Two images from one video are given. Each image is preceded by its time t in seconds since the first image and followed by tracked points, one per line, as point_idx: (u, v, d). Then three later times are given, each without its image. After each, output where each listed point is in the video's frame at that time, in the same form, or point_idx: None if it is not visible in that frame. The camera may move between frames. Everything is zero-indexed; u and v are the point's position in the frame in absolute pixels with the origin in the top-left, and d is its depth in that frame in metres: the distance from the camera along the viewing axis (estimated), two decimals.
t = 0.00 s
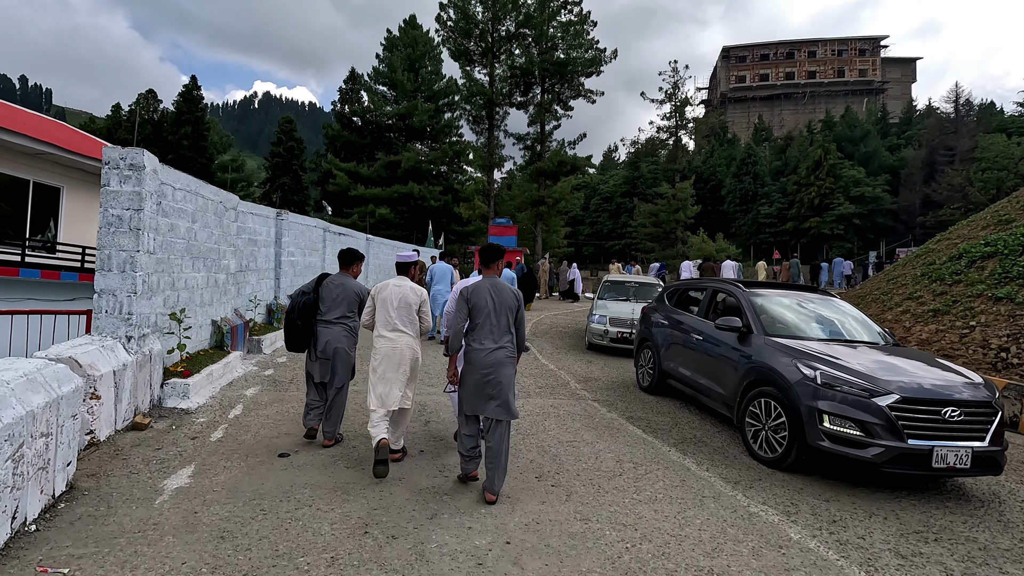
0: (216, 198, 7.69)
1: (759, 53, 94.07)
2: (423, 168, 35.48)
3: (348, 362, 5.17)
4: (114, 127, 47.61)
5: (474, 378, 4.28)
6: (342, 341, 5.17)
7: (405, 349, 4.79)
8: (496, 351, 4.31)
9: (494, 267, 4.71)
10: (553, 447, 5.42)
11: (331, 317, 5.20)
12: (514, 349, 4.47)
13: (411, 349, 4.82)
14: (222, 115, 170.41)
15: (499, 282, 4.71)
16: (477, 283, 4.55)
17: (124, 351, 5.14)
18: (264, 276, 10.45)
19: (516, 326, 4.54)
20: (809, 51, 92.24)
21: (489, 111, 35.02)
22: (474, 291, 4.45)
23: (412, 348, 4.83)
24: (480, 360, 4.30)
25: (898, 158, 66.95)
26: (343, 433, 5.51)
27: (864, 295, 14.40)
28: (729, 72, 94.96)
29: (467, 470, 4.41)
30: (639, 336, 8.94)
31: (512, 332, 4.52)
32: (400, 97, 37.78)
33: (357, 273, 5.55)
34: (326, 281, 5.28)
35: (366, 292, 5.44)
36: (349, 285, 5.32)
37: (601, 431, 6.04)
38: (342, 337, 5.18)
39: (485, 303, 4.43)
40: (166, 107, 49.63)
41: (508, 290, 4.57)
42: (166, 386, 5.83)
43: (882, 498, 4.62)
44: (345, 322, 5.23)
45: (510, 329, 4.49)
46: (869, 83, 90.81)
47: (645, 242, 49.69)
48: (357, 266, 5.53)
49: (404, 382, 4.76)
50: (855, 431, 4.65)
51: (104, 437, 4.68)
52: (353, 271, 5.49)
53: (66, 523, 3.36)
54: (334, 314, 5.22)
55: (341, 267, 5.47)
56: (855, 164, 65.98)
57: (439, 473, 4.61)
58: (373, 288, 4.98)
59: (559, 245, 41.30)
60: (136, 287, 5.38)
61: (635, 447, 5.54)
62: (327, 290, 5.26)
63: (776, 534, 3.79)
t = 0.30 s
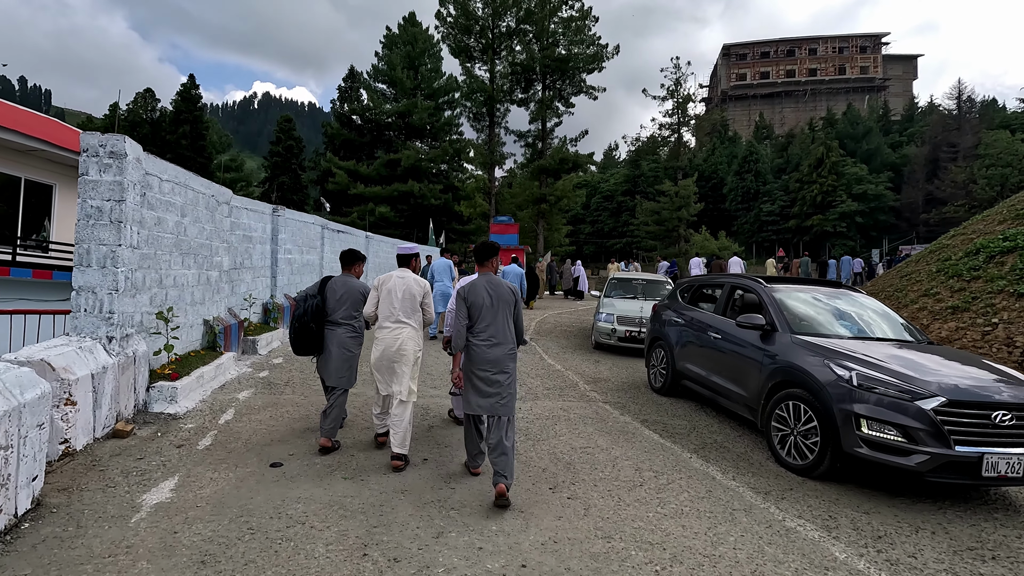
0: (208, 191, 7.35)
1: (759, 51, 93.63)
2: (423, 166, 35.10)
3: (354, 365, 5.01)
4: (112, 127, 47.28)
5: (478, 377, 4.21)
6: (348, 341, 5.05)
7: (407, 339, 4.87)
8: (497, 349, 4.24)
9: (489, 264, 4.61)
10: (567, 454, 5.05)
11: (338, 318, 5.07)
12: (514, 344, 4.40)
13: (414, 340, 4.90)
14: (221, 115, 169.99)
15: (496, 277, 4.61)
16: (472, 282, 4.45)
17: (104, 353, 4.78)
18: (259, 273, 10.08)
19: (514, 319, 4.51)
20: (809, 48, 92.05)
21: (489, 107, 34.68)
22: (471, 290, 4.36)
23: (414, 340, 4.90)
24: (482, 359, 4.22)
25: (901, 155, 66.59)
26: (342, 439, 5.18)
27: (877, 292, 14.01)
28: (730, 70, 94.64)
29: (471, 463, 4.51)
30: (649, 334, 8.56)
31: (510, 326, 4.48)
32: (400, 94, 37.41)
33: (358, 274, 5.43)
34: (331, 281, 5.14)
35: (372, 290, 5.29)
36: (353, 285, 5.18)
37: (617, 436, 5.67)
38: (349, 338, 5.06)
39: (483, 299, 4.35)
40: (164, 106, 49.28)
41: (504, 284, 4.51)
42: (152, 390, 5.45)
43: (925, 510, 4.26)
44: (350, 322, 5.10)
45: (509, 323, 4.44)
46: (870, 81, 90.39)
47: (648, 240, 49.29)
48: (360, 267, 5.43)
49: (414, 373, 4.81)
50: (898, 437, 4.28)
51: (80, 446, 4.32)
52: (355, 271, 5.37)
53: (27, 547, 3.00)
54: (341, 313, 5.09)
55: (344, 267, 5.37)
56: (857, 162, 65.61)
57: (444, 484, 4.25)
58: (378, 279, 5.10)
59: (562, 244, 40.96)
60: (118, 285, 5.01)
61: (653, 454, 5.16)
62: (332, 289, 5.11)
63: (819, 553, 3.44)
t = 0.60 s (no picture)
0: (202, 190, 7.01)
1: (762, 49, 93.11)
2: (425, 165, 34.73)
3: (365, 359, 5.33)
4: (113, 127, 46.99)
5: (479, 372, 4.39)
6: (358, 338, 5.29)
7: (409, 341, 4.87)
8: (494, 345, 4.45)
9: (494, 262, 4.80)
10: (587, 472, 4.66)
11: (347, 316, 5.33)
12: (518, 340, 4.57)
13: (416, 341, 4.90)
14: (222, 116, 169.67)
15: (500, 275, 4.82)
16: (476, 279, 4.70)
17: (86, 364, 4.42)
18: (258, 276, 9.72)
19: (519, 316, 4.63)
20: (812, 47, 91.61)
21: (492, 106, 34.29)
22: (473, 289, 4.59)
23: (418, 341, 4.91)
24: (483, 353, 4.45)
25: (905, 153, 66.06)
26: (342, 455, 4.81)
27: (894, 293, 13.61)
28: (733, 68, 94.16)
29: (485, 483, 4.17)
30: (665, 338, 8.22)
31: (513, 322, 4.62)
32: (401, 93, 37.08)
33: (365, 270, 5.69)
34: (337, 280, 5.42)
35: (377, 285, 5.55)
36: (358, 281, 5.44)
37: (637, 451, 5.29)
38: (359, 334, 5.30)
39: (485, 298, 4.57)
40: (165, 107, 48.98)
41: (508, 281, 4.68)
42: (140, 402, 5.09)
43: (987, 539, 3.85)
44: (359, 319, 5.34)
45: (511, 320, 4.59)
46: (873, 79, 89.86)
47: (651, 239, 48.85)
48: (366, 263, 5.65)
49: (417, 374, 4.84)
50: (951, 455, 3.92)
51: (58, 468, 3.96)
52: (362, 268, 5.61)
53: None
54: (349, 311, 5.35)
55: (351, 265, 5.60)
56: (862, 160, 65.11)
57: (456, 509, 3.84)
58: (377, 282, 5.05)
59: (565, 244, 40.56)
60: (103, 290, 4.65)
61: (680, 471, 4.79)
62: (339, 287, 5.39)
63: None
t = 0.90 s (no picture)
0: (193, 183, 6.64)
1: (762, 47, 92.60)
2: (425, 164, 34.33)
3: (375, 362, 5.06)
4: (110, 127, 46.59)
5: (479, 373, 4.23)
6: (369, 340, 5.01)
7: (411, 339, 4.77)
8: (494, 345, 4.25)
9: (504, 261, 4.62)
10: (608, 487, 4.27)
11: (359, 317, 5.05)
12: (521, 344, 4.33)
13: (417, 338, 4.79)
14: (221, 117, 169.32)
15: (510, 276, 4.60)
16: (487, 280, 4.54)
17: (59, 369, 4.04)
18: (253, 274, 9.33)
19: (524, 319, 4.35)
20: (813, 44, 91.24)
21: (493, 103, 33.90)
22: (480, 288, 4.45)
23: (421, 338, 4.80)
24: (484, 355, 4.26)
25: (909, 150, 65.59)
26: (339, 466, 4.42)
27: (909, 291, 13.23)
28: (734, 66, 93.73)
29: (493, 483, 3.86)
30: (679, 339, 7.85)
31: (521, 326, 4.36)
32: (401, 92, 36.67)
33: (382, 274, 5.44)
34: (353, 282, 5.13)
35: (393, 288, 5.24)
36: (372, 283, 5.14)
37: (659, 460, 4.91)
38: (370, 338, 5.02)
39: (490, 299, 4.40)
40: (163, 106, 48.58)
41: (515, 283, 4.44)
42: (122, 409, 4.71)
43: None
44: (371, 320, 5.05)
45: (516, 323, 4.35)
46: (875, 76, 89.34)
47: (653, 238, 48.50)
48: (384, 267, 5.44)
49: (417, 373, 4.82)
50: (1014, 466, 3.55)
51: (26, 485, 3.58)
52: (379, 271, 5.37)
53: None
54: (359, 311, 5.05)
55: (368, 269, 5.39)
56: (865, 157, 64.69)
57: (466, 530, 3.45)
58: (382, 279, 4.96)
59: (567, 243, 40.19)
60: (78, 288, 4.28)
61: (707, 484, 4.41)
62: (353, 288, 5.09)
63: None
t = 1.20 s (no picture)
0: (180, 181, 6.24)
1: (763, 45, 92.16)
2: (425, 163, 33.89)
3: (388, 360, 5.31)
4: (106, 126, 46.05)
5: (495, 372, 4.33)
6: (384, 338, 5.26)
7: (420, 340, 4.96)
8: (514, 347, 4.34)
9: (513, 262, 4.68)
10: (631, 515, 3.87)
11: (374, 315, 5.29)
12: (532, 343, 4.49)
13: (429, 340, 4.99)
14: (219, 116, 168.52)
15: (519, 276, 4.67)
16: (495, 278, 4.59)
17: (25, 387, 3.62)
18: (247, 277, 8.93)
19: (533, 320, 4.53)
20: (814, 43, 90.92)
21: (494, 101, 33.48)
22: (491, 287, 4.51)
23: (432, 340, 5.02)
24: (499, 356, 4.36)
25: (912, 149, 65.19)
26: (339, 490, 4.03)
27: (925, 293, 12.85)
28: (734, 65, 93.26)
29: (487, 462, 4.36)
30: (695, 344, 7.42)
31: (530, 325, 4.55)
32: (401, 90, 36.24)
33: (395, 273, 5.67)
34: (369, 279, 5.41)
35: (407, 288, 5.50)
36: (387, 282, 5.39)
37: (685, 482, 4.52)
38: (385, 335, 5.27)
39: (503, 299, 4.47)
40: (159, 105, 48.04)
41: (526, 284, 4.56)
42: (98, 428, 4.32)
43: None
44: (386, 318, 5.32)
45: (528, 323, 4.51)
46: (876, 75, 89.00)
47: (655, 238, 48.19)
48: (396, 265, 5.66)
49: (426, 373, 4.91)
50: None
51: None
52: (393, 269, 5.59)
53: None
54: (374, 310, 5.30)
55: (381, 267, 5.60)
56: (867, 156, 64.29)
57: (477, 572, 3.06)
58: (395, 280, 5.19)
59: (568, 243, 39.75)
60: (46, 297, 3.87)
61: (740, 510, 4.02)
62: (370, 286, 5.37)
63: None
